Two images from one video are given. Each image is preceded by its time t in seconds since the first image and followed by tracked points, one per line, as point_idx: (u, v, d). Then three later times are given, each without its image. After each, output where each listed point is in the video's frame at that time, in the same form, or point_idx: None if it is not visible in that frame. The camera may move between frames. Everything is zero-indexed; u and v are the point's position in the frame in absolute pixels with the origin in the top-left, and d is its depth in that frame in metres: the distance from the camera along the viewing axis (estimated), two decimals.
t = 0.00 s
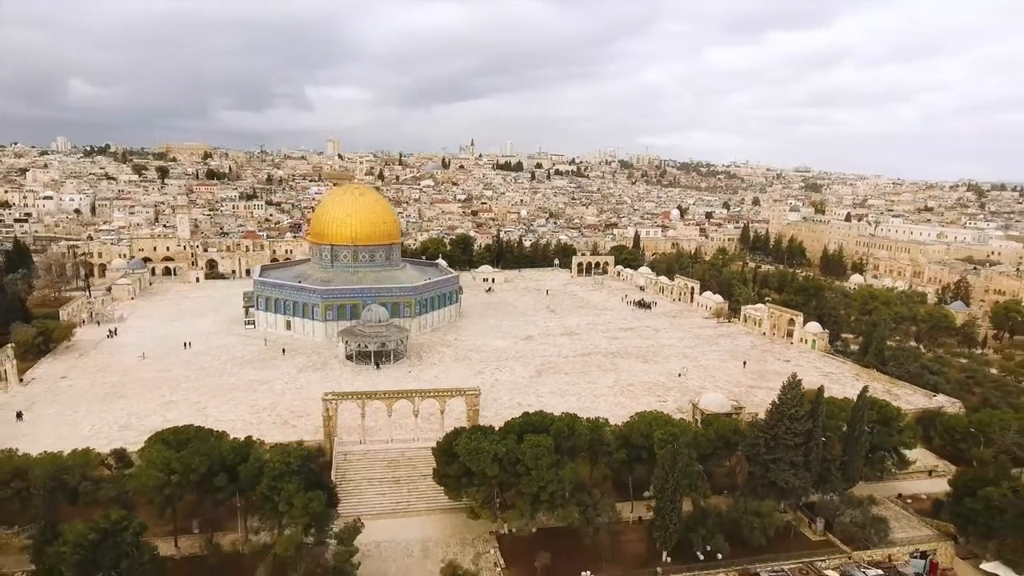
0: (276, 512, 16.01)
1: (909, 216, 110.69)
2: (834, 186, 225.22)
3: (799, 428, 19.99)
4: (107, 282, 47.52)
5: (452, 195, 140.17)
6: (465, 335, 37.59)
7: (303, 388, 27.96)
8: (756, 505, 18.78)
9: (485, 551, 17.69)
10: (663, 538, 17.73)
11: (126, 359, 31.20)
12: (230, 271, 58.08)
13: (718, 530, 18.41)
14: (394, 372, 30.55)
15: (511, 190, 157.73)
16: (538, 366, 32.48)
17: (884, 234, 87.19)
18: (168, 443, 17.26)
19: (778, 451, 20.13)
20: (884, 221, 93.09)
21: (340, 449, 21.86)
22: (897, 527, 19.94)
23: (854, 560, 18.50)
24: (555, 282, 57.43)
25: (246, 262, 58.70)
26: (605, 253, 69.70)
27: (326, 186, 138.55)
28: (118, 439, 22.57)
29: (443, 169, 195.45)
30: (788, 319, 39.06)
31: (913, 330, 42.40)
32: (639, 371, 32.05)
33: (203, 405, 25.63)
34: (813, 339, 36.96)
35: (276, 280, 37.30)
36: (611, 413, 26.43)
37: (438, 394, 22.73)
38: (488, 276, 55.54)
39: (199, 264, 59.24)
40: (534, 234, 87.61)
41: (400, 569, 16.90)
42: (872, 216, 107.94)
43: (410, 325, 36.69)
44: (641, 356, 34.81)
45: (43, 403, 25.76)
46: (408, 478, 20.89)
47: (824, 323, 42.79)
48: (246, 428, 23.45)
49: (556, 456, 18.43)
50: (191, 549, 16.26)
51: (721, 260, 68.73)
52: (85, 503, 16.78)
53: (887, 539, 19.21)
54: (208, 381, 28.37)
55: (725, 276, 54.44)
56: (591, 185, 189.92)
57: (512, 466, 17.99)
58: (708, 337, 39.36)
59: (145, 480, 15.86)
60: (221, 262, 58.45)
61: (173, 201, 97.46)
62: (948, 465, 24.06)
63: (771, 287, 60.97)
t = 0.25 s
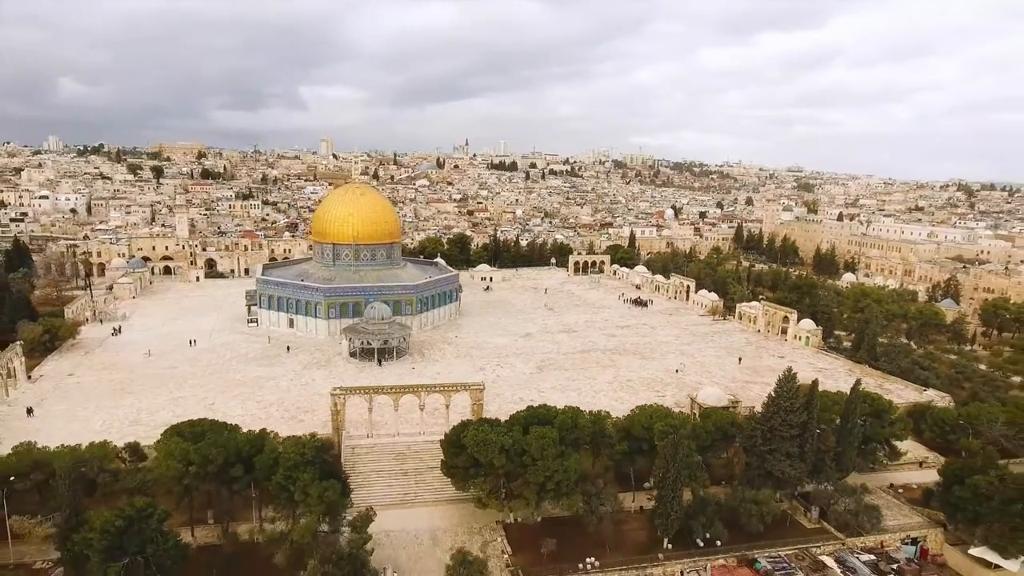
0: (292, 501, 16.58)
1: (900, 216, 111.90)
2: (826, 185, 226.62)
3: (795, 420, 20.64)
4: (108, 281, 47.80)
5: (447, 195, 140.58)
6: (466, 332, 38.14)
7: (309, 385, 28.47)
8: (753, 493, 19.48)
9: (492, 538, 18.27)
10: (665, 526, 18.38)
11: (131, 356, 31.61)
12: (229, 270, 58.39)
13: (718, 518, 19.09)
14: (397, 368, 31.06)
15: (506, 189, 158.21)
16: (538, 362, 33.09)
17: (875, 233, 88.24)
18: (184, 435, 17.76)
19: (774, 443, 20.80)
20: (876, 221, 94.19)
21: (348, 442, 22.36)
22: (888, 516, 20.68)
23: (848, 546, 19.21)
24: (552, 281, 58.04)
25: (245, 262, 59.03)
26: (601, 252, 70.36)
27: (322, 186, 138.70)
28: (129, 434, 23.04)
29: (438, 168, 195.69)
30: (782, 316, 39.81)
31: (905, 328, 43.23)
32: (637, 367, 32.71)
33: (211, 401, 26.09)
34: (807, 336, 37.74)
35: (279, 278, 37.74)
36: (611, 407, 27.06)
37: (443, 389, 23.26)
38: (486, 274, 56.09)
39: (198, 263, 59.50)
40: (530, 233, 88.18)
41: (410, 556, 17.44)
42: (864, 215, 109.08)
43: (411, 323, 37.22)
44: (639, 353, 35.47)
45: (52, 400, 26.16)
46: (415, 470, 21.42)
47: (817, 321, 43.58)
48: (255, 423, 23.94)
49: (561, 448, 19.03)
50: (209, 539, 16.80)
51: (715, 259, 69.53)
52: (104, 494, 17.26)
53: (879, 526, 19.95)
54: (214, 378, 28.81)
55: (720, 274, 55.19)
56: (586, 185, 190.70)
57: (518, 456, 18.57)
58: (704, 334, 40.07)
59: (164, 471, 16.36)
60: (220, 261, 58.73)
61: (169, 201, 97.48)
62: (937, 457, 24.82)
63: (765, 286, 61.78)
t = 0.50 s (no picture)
0: (310, 489, 17.20)
1: (891, 215, 113.17)
2: (818, 185, 228.28)
3: (792, 411, 21.37)
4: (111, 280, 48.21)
5: (443, 194, 141.05)
6: (467, 329, 38.78)
7: (317, 380, 29.06)
8: (752, 482, 20.21)
9: (501, 526, 18.92)
10: (667, 512, 19.10)
11: (139, 353, 32.12)
12: (230, 269, 58.83)
13: (718, 505, 19.82)
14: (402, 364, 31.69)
15: (501, 189, 158.81)
16: (539, 358, 33.78)
17: (868, 232, 89.35)
18: (203, 426, 18.33)
19: (772, 433, 21.54)
20: (868, 220, 95.34)
21: (358, 435, 22.96)
22: (881, 504, 21.49)
23: (843, 532, 20.00)
24: (550, 279, 58.73)
25: (245, 261, 59.45)
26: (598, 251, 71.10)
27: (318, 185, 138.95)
28: (144, 427, 23.60)
29: (433, 168, 196.02)
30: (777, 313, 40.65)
31: (897, 324, 44.13)
32: (637, 363, 33.46)
33: (222, 396, 26.67)
34: (802, 332, 38.60)
35: (283, 276, 38.28)
36: (612, 401, 27.79)
37: (450, 383, 23.91)
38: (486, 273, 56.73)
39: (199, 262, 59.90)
40: (527, 233, 88.85)
41: (423, 542, 18.07)
42: (857, 215, 110.29)
43: (414, 320, 37.83)
44: (637, 349, 36.22)
45: (65, 395, 26.67)
46: (424, 462, 22.05)
47: (812, 318, 44.45)
48: (266, 417, 24.54)
49: (568, 438, 19.71)
50: (230, 526, 17.41)
51: (711, 258, 70.42)
52: (127, 484, 17.83)
53: (873, 513, 20.75)
54: (223, 374, 29.37)
55: (716, 273, 56.03)
56: (581, 185, 191.50)
57: (527, 446, 19.24)
58: (701, 331, 40.89)
59: (187, 460, 16.94)
60: (220, 260, 59.14)
61: (166, 200, 97.65)
62: (928, 448, 25.66)
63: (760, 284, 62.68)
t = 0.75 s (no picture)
0: (325, 479, 17.74)
1: (886, 214, 114.20)
2: (814, 185, 229.67)
3: (790, 404, 21.98)
4: (115, 279, 48.60)
5: (441, 194, 141.55)
6: (470, 327, 39.36)
7: (325, 376, 29.65)
8: (753, 472, 20.82)
9: (509, 515, 19.51)
10: (671, 502, 19.72)
11: (148, 350, 32.61)
12: (232, 269, 59.30)
13: (719, 495, 20.44)
14: (407, 361, 32.25)
15: (499, 189, 159.37)
16: (542, 355, 34.39)
17: (863, 231, 90.24)
18: (220, 419, 18.85)
19: (771, 426, 22.16)
20: (862, 220, 96.32)
21: (367, 429, 23.49)
22: (876, 494, 22.17)
23: (839, 520, 20.66)
24: (550, 278, 59.35)
25: (247, 260, 59.91)
26: (597, 250, 71.78)
27: (316, 185, 139.25)
28: (157, 422, 24.12)
29: (431, 168, 196.45)
30: (774, 311, 41.38)
31: (892, 322, 44.88)
32: (637, 359, 34.14)
33: (232, 392, 27.19)
34: (799, 329, 39.32)
35: (288, 275, 38.77)
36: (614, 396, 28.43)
37: (457, 378, 24.47)
38: (486, 272, 57.35)
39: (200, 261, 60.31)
40: (526, 232, 89.45)
41: (435, 531, 18.65)
42: (851, 214, 111.26)
43: (417, 317, 38.37)
44: (637, 346, 36.88)
45: (77, 391, 27.16)
46: (433, 455, 22.59)
47: (808, 315, 45.20)
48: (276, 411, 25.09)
49: (573, 430, 20.30)
50: (247, 516, 17.93)
51: (708, 257, 71.14)
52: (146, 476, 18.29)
53: (868, 503, 21.43)
54: (232, 371, 29.87)
55: (713, 272, 56.76)
56: (578, 185, 192.17)
57: (534, 438, 19.80)
58: (699, 328, 41.57)
59: (206, 453, 17.47)
60: (222, 260, 59.56)
61: (165, 200, 97.95)
62: (923, 441, 26.36)
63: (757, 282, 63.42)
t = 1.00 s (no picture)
0: (342, 469, 18.42)
1: (881, 214, 115.20)
2: (809, 184, 230.92)
3: (789, 397, 22.66)
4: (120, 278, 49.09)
5: (440, 194, 142.08)
6: (474, 324, 40.02)
7: (334, 372, 30.28)
8: (753, 463, 21.51)
9: (519, 504, 20.19)
10: (675, 491, 20.41)
11: (159, 347, 33.19)
12: (235, 268, 59.80)
13: (721, 484, 21.17)
14: (414, 357, 32.88)
15: (497, 188, 159.94)
16: (546, 351, 35.07)
17: (859, 230, 91.14)
18: (240, 412, 19.47)
19: (771, 418, 22.86)
20: (858, 219, 97.32)
21: (378, 422, 24.13)
22: (872, 484, 22.89)
23: (838, 509, 21.41)
24: (550, 277, 60.02)
25: (250, 259, 60.42)
26: (596, 249, 72.47)
27: (315, 185, 139.60)
28: (173, 416, 24.72)
29: (429, 167, 196.90)
30: (772, 308, 42.15)
31: (887, 319, 45.69)
32: (639, 356, 34.86)
33: (244, 388, 27.80)
34: (796, 326, 40.11)
35: (294, 273, 39.35)
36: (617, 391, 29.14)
37: (465, 372, 25.11)
38: (487, 271, 58.01)
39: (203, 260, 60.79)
40: (525, 231, 90.11)
41: (448, 519, 19.31)
42: (847, 214, 112.20)
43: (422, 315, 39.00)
44: (638, 343, 37.61)
45: (92, 387, 27.73)
46: (443, 447, 23.24)
47: (805, 313, 45.97)
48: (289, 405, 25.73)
49: (580, 422, 20.96)
50: (268, 504, 18.64)
51: (706, 256, 71.89)
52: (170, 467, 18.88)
53: (865, 492, 22.16)
54: (243, 367, 30.47)
55: (712, 271, 57.52)
56: (576, 184, 192.91)
57: (543, 430, 20.44)
58: (698, 326, 42.31)
59: (229, 444, 18.10)
60: (225, 259, 60.05)
61: (165, 200, 98.28)
62: (917, 434, 27.14)
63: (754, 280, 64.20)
